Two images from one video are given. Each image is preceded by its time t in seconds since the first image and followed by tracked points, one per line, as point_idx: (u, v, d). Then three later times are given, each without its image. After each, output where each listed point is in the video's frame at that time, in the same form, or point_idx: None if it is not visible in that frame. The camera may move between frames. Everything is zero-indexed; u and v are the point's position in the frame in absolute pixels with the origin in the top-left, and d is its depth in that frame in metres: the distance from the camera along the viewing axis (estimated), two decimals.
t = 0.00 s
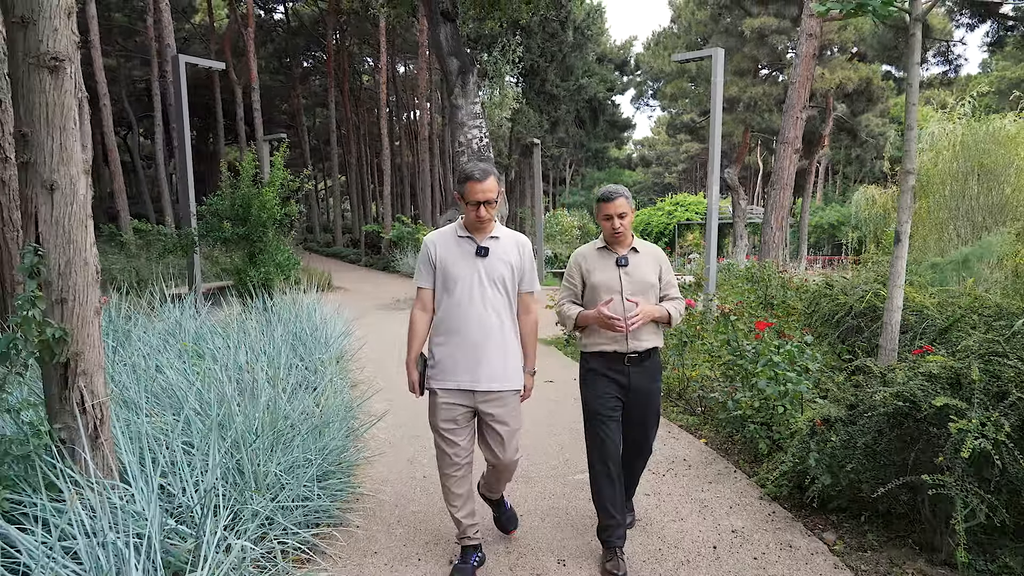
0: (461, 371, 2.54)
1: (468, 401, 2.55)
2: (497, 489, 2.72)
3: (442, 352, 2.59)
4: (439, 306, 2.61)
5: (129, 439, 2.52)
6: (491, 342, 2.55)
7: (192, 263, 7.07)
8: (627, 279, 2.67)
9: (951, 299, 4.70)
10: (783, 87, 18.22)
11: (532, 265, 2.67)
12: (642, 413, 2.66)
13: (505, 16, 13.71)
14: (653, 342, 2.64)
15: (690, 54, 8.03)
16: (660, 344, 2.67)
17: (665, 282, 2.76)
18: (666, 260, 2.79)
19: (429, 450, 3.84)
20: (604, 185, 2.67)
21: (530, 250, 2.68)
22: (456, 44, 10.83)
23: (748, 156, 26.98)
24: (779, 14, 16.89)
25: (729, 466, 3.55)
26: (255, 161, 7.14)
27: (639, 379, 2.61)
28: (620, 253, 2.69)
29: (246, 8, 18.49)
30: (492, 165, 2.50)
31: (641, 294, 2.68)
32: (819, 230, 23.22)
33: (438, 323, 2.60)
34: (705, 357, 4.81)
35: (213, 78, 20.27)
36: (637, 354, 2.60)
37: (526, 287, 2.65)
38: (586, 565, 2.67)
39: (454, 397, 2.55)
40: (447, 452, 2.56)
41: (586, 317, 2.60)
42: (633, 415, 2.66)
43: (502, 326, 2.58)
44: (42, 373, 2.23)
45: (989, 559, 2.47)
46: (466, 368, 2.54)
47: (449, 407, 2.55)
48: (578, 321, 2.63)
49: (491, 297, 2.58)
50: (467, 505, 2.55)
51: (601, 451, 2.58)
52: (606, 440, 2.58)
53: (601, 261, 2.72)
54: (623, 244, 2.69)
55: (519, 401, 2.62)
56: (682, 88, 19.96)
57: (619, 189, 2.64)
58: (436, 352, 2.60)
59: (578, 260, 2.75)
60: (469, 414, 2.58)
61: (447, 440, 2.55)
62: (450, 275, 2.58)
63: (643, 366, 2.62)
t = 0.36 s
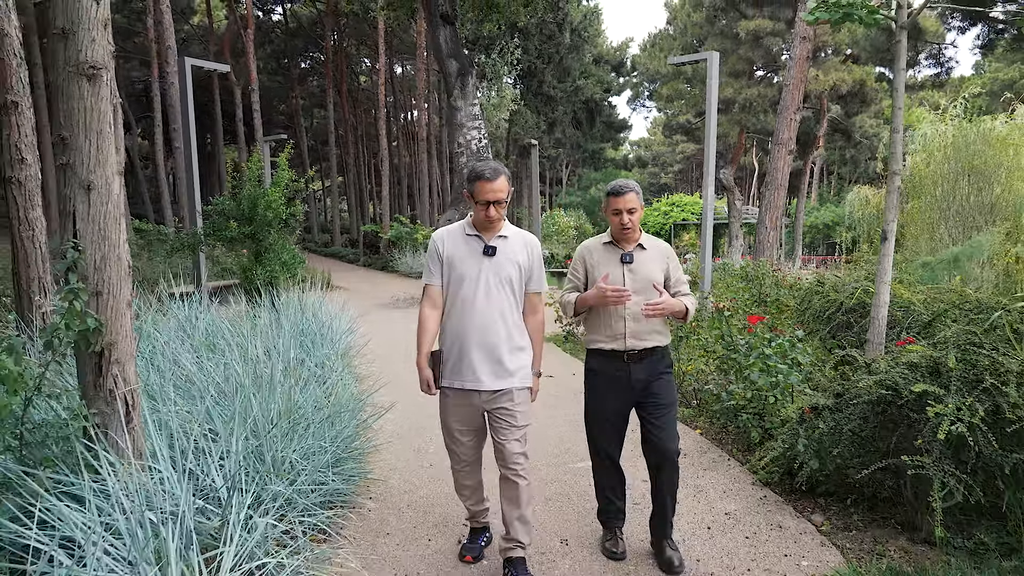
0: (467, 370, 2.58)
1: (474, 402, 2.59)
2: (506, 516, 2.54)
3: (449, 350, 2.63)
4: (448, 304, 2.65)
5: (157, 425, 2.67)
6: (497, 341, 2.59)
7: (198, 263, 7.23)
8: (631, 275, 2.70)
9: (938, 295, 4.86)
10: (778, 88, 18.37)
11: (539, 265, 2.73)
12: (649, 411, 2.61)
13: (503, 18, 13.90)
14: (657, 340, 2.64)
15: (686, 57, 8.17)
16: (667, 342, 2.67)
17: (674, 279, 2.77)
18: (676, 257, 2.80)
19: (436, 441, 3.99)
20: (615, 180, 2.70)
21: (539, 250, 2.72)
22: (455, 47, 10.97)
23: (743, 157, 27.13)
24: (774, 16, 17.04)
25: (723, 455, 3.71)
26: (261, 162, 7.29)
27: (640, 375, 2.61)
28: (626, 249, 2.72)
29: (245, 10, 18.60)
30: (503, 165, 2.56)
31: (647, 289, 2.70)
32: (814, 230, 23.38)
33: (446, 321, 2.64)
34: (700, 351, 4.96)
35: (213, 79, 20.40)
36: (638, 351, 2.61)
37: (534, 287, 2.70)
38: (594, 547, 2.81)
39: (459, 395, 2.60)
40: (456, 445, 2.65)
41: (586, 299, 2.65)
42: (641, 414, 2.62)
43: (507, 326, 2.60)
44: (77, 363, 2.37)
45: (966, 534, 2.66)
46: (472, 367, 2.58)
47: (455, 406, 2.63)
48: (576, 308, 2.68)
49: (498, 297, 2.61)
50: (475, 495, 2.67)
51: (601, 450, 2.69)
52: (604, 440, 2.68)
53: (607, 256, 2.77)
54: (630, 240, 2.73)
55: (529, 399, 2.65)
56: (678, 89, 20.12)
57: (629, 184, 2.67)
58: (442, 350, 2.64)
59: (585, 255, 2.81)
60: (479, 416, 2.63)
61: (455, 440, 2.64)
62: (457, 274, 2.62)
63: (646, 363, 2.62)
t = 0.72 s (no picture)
0: (483, 371, 2.55)
1: (490, 404, 2.56)
2: (515, 519, 2.55)
3: (464, 351, 2.61)
4: (464, 305, 2.64)
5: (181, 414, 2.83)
6: (513, 342, 2.55)
7: (204, 263, 7.48)
8: (655, 280, 2.68)
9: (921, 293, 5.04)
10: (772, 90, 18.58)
11: (560, 262, 2.64)
12: (670, 420, 2.59)
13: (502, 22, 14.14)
14: (679, 347, 2.60)
15: (680, 62, 8.34)
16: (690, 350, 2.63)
17: (701, 288, 2.72)
18: (705, 265, 2.75)
19: (439, 434, 4.16)
20: (643, 183, 2.68)
21: (560, 251, 2.66)
22: (454, 50, 11.13)
23: (738, 158, 27.36)
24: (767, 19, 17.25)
25: (714, 446, 3.89)
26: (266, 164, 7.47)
27: (660, 382, 2.59)
28: (652, 254, 2.70)
29: (244, 11, 18.74)
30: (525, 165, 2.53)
31: (670, 295, 2.67)
32: (808, 231, 23.60)
33: (462, 322, 2.63)
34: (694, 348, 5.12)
35: (212, 80, 20.54)
36: (658, 358, 2.59)
37: (554, 288, 2.63)
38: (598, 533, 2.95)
39: (475, 397, 2.56)
40: (460, 445, 2.56)
41: (613, 310, 2.65)
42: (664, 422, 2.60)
43: (527, 329, 2.57)
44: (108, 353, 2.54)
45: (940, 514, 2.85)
46: (487, 368, 2.55)
47: (467, 408, 2.56)
48: (604, 315, 2.68)
49: (515, 298, 2.57)
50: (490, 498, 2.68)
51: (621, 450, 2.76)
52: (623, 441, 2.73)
53: (633, 260, 2.75)
54: (657, 245, 2.69)
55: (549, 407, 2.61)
56: (673, 91, 20.32)
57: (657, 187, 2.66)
58: (458, 351, 2.62)
59: (612, 258, 2.81)
60: (493, 420, 2.59)
61: (463, 441, 2.55)
62: (474, 270, 2.60)
63: (667, 370, 2.59)
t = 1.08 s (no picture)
0: (471, 381, 2.61)
1: (476, 412, 2.61)
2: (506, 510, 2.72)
3: (451, 360, 2.66)
4: (451, 314, 2.68)
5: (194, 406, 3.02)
6: (500, 351, 2.61)
7: (205, 264, 7.66)
8: (662, 282, 2.66)
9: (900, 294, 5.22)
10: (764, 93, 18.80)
11: (548, 270, 2.69)
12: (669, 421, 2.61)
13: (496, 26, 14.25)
14: (682, 350, 2.62)
15: (671, 68, 8.53)
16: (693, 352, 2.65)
17: (705, 289, 2.70)
18: (708, 265, 2.74)
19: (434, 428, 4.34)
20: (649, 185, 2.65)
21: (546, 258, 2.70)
22: (450, 55, 11.31)
23: (732, 159, 27.58)
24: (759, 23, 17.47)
25: (698, 438, 4.09)
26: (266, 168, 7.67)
27: (670, 385, 2.60)
28: (657, 255, 2.67)
29: (240, 13, 18.90)
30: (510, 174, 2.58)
31: (675, 299, 2.66)
32: (801, 232, 23.82)
33: (449, 329, 2.68)
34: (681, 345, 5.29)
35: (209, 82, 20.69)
36: (665, 360, 2.59)
37: (546, 297, 2.69)
38: (586, 519, 3.13)
39: (464, 407, 2.61)
40: (451, 457, 2.59)
41: (620, 314, 2.62)
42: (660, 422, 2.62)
43: (514, 338, 2.63)
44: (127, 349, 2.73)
45: (904, 499, 3.07)
46: (475, 377, 2.61)
47: (455, 417, 2.61)
48: (610, 320, 2.65)
49: (502, 306, 2.62)
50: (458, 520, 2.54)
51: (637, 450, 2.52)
52: (639, 436, 2.53)
53: (638, 261, 2.71)
54: (662, 246, 2.66)
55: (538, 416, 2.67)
56: (666, 93, 20.54)
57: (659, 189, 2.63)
58: (445, 359, 2.67)
59: (616, 259, 2.75)
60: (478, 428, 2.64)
61: (450, 447, 2.59)
62: (460, 279, 2.64)
63: (674, 373, 2.60)
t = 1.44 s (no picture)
0: (441, 390, 2.59)
1: (447, 420, 2.60)
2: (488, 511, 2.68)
3: (421, 370, 2.64)
4: (420, 321, 2.67)
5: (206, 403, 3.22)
6: (471, 359, 2.60)
7: (207, 267, 7.86)
8: (650, 297, 2.65)
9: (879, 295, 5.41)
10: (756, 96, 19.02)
11: (513, 275, 2.71)
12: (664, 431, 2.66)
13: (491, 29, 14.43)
14: (674, 363, 2.62)
15: (662, 75, 8.72)
16: (683, 364, 2.66)
17: (688, 302, 2.75)
18: (690, 278, 2.77)
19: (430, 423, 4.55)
20: (623, 202, 2.67)
21: (513, 264, 2.71)
22: (446, 60, 11.49)
23: (726, 160, 27.83)
24: (751, 27, 17.68)
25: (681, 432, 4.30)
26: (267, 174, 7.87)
27: (664, 401, 2.61)
28: (641, 270, 2.68)
29: (238, 17, 19.05)
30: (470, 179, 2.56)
31: (666, 313, 2.65)
32: (794, 233, 24.09)
33: (418, 337, 2.66)
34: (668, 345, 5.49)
35: (206, 84, 20.83)
36: (660, 376, 2.59)
37: (509, 303, 2.70)
38: (574, 507, 3.35)
39: (435, 416, 2.60)
40: (425, 470, 2.63)
41: (609, 333, 2.60)
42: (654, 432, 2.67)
43: (484, 343, 2.62)
44: (145, 348, 2.94)
45: (871, 488, 3.30)
46: (445, 386, 2.59)
47: (427, 428, 2.61)
48: (599, 339, 2.62)
49: (470, 313, 2.61)
50: (443, 525, 2.61)
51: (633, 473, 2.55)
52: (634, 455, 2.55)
53: (623, 278, 2.70)
54: (645, 261, 2.67)
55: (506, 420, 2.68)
56: (659, 96, 20.78)
57: (637, 204, 2.63)
58: (416, 370, 2.65)
59: (599, 277, 2.74)
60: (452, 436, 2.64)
61: (425, 456, 2.61)
62: (429, 289, 2.63)
63: (667, 388, 2.62)
